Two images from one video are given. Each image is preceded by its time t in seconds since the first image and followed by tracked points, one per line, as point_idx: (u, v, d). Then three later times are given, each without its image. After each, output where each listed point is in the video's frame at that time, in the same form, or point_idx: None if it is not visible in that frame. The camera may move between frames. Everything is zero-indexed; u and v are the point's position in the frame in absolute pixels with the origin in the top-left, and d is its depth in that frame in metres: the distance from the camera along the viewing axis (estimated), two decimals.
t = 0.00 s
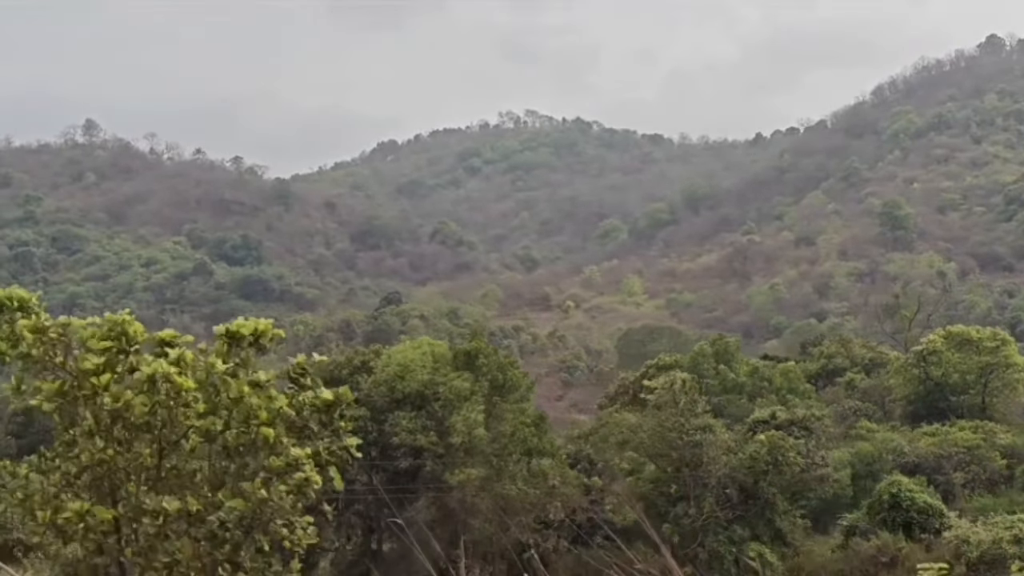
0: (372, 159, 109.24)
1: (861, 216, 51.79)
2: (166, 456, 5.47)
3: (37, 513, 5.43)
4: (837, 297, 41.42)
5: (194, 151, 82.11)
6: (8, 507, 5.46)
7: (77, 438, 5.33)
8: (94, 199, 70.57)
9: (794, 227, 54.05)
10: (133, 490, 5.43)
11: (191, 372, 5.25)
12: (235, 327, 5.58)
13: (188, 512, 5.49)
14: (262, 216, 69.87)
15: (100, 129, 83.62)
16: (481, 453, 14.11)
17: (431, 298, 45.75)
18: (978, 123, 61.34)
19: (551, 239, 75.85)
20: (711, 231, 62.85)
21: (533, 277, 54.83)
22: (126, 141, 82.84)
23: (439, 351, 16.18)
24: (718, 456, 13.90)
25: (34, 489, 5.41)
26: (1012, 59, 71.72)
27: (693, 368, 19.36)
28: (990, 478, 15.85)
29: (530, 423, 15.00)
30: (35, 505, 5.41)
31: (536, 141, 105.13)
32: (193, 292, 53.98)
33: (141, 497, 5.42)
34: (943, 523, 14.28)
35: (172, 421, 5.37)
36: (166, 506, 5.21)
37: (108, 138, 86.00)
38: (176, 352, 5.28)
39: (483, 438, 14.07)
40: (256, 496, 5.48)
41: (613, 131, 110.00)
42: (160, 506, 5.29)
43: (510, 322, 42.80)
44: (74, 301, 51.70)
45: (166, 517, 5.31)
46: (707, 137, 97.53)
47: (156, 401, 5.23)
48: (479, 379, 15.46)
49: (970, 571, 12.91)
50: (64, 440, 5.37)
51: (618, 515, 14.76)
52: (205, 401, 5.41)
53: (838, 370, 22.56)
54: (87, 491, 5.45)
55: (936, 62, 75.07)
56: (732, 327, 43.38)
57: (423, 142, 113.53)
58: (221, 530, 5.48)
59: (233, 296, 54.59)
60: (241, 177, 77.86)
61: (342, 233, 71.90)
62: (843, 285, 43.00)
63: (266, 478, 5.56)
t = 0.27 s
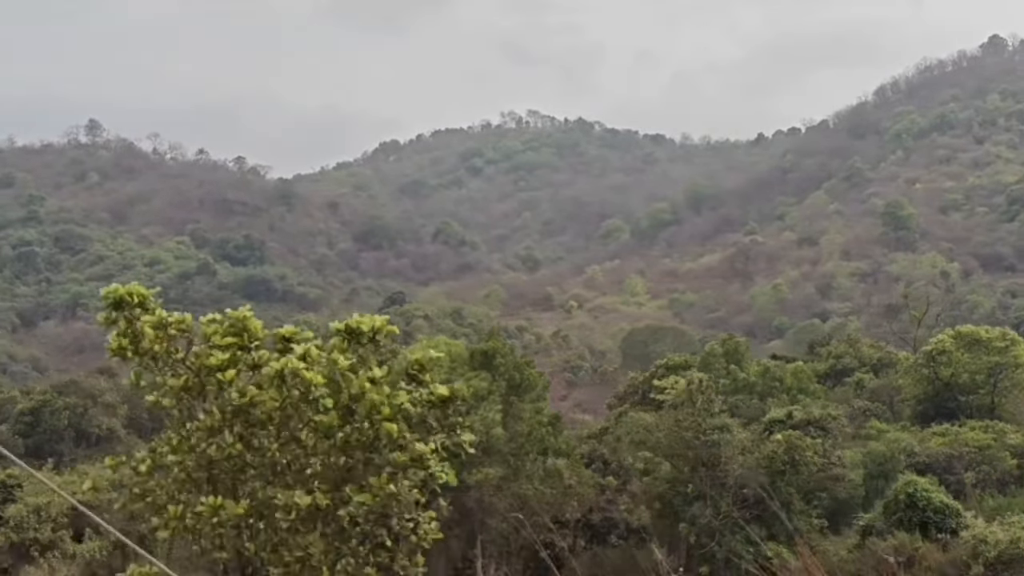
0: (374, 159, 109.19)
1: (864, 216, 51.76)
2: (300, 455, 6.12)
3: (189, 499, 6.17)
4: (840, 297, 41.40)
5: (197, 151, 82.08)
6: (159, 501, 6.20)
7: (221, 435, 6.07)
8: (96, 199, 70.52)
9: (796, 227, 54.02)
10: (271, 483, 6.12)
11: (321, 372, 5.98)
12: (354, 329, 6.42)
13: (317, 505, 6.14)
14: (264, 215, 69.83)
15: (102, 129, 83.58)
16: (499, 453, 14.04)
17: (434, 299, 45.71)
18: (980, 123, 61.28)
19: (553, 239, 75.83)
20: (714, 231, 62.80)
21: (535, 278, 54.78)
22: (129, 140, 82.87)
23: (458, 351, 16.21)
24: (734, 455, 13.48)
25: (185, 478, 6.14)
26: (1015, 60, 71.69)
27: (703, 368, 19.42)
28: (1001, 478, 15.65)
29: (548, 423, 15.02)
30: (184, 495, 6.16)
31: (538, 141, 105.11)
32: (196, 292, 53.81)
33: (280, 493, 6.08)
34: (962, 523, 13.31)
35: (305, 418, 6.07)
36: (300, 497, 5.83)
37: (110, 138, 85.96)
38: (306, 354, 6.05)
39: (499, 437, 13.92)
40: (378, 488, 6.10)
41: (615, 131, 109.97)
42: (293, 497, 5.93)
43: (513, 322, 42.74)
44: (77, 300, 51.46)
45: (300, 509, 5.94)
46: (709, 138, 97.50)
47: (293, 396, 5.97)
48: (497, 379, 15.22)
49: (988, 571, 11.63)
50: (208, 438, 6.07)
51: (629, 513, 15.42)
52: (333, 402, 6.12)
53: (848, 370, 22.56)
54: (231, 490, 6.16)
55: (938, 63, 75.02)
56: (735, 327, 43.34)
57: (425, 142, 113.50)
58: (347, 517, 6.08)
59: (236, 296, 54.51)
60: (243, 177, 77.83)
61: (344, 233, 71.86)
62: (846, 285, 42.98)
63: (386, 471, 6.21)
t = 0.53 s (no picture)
0: (377, 159, 109.17)
1: (870, 217, 51.83)
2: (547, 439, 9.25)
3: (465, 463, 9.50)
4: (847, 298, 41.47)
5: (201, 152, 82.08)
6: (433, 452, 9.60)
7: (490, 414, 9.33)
8: (101, 199, 70.50)
9: (802, 228, 54.07)
10: (529, 460, 9.20)
11: (571, 371, 8.88)
12: (585, 324, 9.40)
13: (556, 479, 9.19)
14: (269, 216, 69.87)
15: (107, 130, 83.57)
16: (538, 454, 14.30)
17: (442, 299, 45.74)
18: (985, 124, 61.33)
19: (557, 239, 75.88)
20: (719, 231, 62.84)
21: (541, 278, 54.80)
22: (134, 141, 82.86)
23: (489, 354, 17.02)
24: (768, 454, 14.00)
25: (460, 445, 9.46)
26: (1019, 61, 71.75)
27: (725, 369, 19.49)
28: None
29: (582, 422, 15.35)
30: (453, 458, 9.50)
31: (541, 142, 105.13)
32: (203, 292, 53.56)
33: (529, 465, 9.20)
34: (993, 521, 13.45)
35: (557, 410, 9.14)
36: (559, 488, 8.69)
37: (115, 139, 85.96)
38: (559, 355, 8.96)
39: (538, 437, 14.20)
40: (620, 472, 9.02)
41: (618, 132, 110.02)
42: (548, 487, 8.84)
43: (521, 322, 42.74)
44: (83, 300, 51.06)
45: (555, 498, 8.85)
46: (713, 139, 97.53)
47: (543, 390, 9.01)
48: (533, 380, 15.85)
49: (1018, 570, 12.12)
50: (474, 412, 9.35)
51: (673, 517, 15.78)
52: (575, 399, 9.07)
53: (864, 370, 22.60)
54: (489, 463, 9.41)
55: (943, 64, 75.10)
56: (742, 327, 43.39)
57: (428, 143, 113.50)
58: (599, 505, 8.98)
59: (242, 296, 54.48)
60: (248, 177, 77.83)
61: (349, 234, 71.91)
62: (853, 286, 43.06)
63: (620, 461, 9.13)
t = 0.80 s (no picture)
0: (379, 160, 109.07)
1: (874, 217, 51.76)
2: (669, 442, 7.80)
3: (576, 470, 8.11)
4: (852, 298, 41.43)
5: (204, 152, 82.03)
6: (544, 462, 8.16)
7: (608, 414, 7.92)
8: (104, 199, 70.44)
9: (806, 228, 54.02)
10: (648, 463, 7.83)
11: (699, 365, 7.41)
12: (703, 320, 8.11)
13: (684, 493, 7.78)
14: (272, 216, 69.83)
15: (110, 130, 83.52)
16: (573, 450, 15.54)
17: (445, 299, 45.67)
18: (989, 124, 61.20)
19: (560, 239, 75.82)
20: (722, 232, 62.78)
21: (545, 278, 54.75)
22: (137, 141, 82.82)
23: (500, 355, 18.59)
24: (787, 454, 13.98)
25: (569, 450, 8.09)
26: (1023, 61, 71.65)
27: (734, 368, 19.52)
28: None
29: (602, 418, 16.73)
30: (557, 464, 8.12)
31: (543, 142, 105.05)
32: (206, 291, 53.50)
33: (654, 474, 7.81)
34: (1010, 521, 13.47)
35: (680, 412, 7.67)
36: (687, 487, 7.28)
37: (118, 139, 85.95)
38: (683, 351, 7.46)
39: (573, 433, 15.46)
40: (748, 474, 7.61)
41: (620, 133, 109.95)
42: (673, 484, 7.45)
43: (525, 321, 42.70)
44: (86, 301, 50.93)
45: (682, 496, 7.44)
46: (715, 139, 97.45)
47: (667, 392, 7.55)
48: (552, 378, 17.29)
49: None
50: (588, 415, 7.94)
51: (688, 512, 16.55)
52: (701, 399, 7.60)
53: (873, 370, 22.60)
54: (615, 473, 7.89)
55: (946, 65, 75.00)
56: (746, 328, 43.34)
57: (431, 143, 113.45)
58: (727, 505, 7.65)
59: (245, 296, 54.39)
60: (250, 177, 77.78)
61: (352, 234, 71.87)
62: (857, 286, 43.01)
63: (750, 460, 7.70)
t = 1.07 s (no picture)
0: (381, 160, 108.91)
1: (876, 217, 51.75)
2: (789, 438, 10.00)
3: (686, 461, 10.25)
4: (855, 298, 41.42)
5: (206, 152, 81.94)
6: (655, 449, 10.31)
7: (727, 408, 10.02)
8: (107, 200, 70.41)
9: (809, 228, 53.95)
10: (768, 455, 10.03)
11: (813, 361, 9.50)
12: (812, 317, 10.22)
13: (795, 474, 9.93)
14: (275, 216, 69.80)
15: (112, 130, 83.41)
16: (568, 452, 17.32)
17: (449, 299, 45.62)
18: (991, 125, 61.14)
19: (562, 240, 75.77)
20: (725, 232, 62.77)
21: (547, 279, 54.75)
22: (139, 141, 82.74)
23: (522, 353, 20.06)
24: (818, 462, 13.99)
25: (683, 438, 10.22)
26: None
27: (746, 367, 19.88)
28: None
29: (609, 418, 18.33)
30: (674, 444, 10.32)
31: (545, 142, 104.92)
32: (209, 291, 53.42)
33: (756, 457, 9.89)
34: None
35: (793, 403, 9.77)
36: (812, 484, 9.34)
37: (120, 139, 85.87)
38: (802, 348, 9.61)
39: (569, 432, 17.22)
40: (869, 470, 9.57)
41: (622, 133, 109.84)
42: (799, 483, 9.51)
43: (528, 320, 42.65)
44: (89, 301, 50.04)
45: (807, 492, 9.49)
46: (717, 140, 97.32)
47: (787, 385, 9.63)
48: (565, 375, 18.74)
49: None
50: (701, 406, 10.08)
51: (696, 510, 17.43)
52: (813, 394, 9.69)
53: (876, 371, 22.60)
54: (748, 462, 10.06)
55: (948, 65, 74.93)
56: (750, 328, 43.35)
57: (433, 144, 113.33)
58: (848, 496, 9.62)
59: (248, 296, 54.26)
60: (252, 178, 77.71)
61: (355, 235, 71.84)
62: (861, 286, 43.02)
63: (867, 459, 9.64)
